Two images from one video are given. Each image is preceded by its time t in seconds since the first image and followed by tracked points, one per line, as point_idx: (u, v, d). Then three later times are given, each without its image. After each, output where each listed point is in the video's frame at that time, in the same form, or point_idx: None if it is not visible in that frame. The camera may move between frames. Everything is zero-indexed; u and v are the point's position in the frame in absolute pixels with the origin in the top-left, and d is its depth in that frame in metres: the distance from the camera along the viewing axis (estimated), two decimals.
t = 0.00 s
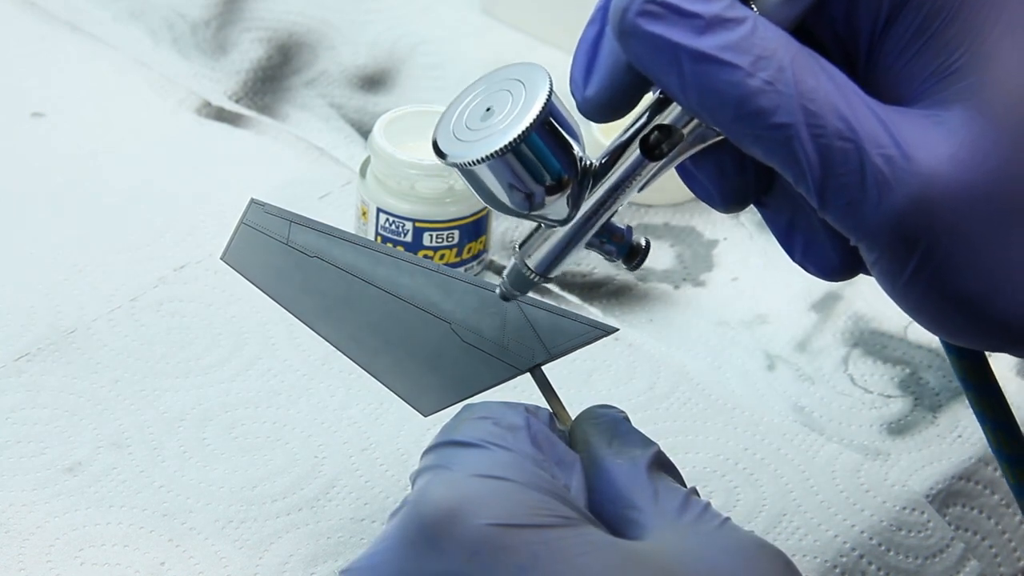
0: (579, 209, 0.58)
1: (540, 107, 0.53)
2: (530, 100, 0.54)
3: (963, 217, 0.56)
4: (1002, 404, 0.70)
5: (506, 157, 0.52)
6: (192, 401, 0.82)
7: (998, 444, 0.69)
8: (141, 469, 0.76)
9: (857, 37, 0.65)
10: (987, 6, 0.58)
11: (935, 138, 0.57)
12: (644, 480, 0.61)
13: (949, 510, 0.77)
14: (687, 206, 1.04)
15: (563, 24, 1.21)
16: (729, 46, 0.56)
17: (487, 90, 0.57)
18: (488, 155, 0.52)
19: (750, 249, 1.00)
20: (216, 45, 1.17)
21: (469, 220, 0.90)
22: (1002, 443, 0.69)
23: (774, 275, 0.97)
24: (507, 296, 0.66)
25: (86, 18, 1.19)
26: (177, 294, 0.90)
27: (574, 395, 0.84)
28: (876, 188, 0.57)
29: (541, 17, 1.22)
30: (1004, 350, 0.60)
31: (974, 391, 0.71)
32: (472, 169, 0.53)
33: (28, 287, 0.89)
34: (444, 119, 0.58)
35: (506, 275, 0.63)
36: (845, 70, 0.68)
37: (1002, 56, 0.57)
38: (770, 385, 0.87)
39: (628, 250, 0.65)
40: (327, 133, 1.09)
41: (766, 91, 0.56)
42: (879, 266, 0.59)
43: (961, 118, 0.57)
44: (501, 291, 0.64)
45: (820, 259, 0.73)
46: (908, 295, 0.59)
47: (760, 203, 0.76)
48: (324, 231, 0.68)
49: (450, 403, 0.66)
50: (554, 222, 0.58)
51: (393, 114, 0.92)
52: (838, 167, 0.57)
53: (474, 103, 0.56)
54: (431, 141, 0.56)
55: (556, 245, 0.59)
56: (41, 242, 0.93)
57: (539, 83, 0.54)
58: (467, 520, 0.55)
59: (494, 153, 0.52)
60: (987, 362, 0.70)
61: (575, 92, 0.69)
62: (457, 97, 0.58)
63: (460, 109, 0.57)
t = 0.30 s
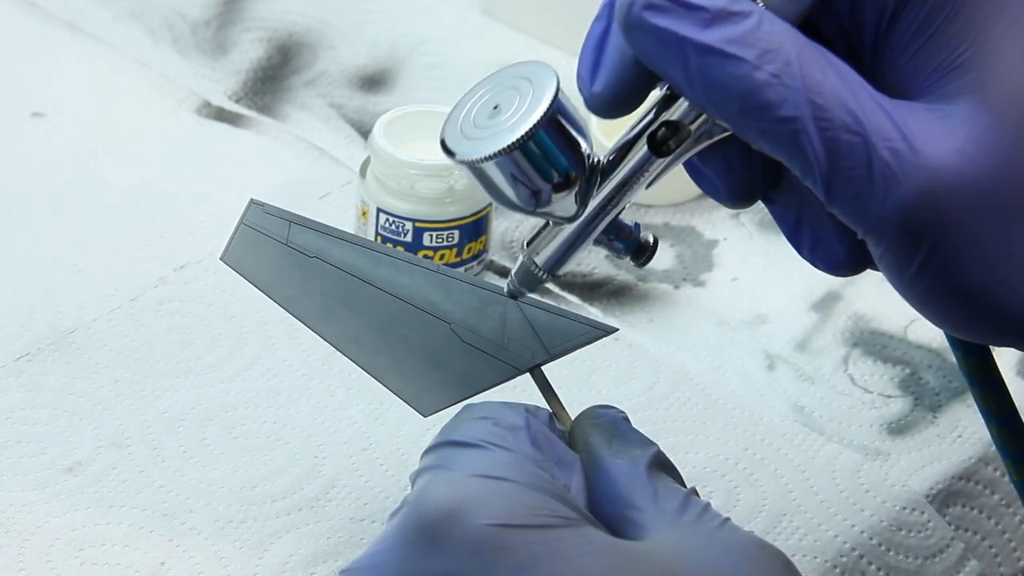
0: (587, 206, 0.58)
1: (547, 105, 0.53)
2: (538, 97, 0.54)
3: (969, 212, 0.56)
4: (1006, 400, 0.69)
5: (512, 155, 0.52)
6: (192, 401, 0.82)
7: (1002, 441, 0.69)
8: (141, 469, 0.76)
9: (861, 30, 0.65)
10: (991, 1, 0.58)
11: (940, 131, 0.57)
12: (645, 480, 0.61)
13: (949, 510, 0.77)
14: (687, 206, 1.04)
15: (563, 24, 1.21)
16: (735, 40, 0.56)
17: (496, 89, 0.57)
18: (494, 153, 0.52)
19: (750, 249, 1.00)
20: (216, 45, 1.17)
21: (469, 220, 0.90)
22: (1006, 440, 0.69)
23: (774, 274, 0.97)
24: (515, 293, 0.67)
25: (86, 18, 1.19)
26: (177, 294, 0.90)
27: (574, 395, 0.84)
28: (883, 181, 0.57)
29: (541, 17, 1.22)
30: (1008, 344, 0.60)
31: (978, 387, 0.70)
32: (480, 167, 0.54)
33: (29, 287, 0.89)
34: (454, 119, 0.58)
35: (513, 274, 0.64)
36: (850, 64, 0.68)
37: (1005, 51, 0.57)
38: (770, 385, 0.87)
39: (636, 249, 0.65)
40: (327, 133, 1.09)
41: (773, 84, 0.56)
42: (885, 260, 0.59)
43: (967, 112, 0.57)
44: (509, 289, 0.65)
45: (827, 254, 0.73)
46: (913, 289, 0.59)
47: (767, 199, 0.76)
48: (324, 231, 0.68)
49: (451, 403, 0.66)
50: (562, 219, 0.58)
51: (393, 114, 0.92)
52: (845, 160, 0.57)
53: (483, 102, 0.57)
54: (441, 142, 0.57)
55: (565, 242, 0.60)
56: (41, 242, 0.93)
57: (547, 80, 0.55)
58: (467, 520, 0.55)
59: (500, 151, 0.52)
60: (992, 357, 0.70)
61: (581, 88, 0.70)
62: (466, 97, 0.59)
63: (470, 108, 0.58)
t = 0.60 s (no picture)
0: (586, 190, 0.60)
1: (549, 88, 0.54)
2: (540, 80, 0.55)
3: (970, 203, 0.56)
4: (1004, 393, 0.70)
5: (514, 136, 0.54)
6: (192, 401, 0.82)
7: (999, 433, 0.70)
8: (141, 469, 0.76)
9: (866, 23, 0.65)
10: None
11: (943, 121, 0.57)
12: (645, 480, 0.61)
13: (949, 510, 0.77)
14: (687, 206, 1.04)
15: (564, 24, 1.21)
16: (740, 26, 0.56)
17: (498, 69, 0.58)
18: (497, 134, 0.54)
19: (750, 249, 1.00)
20: (216, 45, 1.17)
21: (469, 220, 0.90)
22: (1003, 433, 0.69)
23: (774, 274, 0.97)
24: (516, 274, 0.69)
25: (86, 18, 1.19)
26: (177, 295, 0.90)
27: (574, 395, 0.84)
28: (885, 170, 0.57)
29: (541, 17, 1.22)
30: (1006, 337, 0.60)
31: (977, 379, 0.70)
32: (481, 147, 0.55)
33: (29, 287, 0.89)
34: (456, 97, 0.59)
35: (513, 257, 0.66)
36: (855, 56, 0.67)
37: (1012, 42, 0.57)
38: (770, 385, 0.87)
39: (636, 233, 0.67)
40: (327, 133, 1.09)
41: (776, 72, 0.56)
42: (885, 251, 0.59)
43: (971, 103, 0.57)
44: (509, 272, 0.67)
45: (825, 244, 0.73)
46: (912, 281, 0.59)
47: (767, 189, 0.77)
48: (324, 230, 0.67)
49: (451, 403, 0.66)
50: (561, 202, 0.60)
51: (393, 114, 0.92)
52: (847, 149, 0.57)
53: (486, 82, 0.58)
54: (443, 121, 0.58)
55: (564, 226, 0.62)
56: (42, 242, 0.93)
57: (549, 64, 0.56)
58: (467, 520, 0.55)
59: (503, 132, 0.53)
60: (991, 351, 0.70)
61: (586, 73, 0.70)
62: (468, 76, 0.60)
63: (472, 88, 0.59)
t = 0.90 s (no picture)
0: (578, 195, 0.60)
1: (541, 93, 0.54)
2: (532, 84, 0.55)
3: (960, 206, 0.56)
4: (1000, 398, 0.69)
5: (506, 140, 0.54)
6: (192, 401, 0.82)
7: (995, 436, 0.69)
8: (141, 469, 0.76)
9: (858, 26, 0.65)
10: None
11: (934, 124, 0.58)
12: (645, 480, 0.61)
13: (949, 510, 0.77)
14: (687, 206, 1.04)
15: (564, 24, 1.21)
16: (731, 28, 0.56)
17: (490, 74, 0.58)
18: (489, 138, 0.53)
19: (750, 249, 1.00)
20: (216, 45, 1.17)
21: (469, 220, 0.90)
22: (998, 436, 0.69)
23: (774, 274, 0.97)
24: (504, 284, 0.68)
25: (86, 18, 1.19)
26: (177, 294, 0.90)
27: (574, 395, 0.84)
28: (877, 172, 0.57)
29: (541, 17, 1.22)
30: (997, 340, 0.60)
31: (971, 384, 0.70)
32: (472, 151, 0.55)
33: (29, 287, 0.89)
34: (447, 102, 0.59)
35: (504, 261, 0.66)
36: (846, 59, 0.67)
37: (1002, 43, 0.57)
38: (770, 385, 0.87)
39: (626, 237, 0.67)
40: (327, 133, 1.09)
41: (768, 73, 0.56)
42: (876, 253, 0.59)
43: (961, 105, 0.58)
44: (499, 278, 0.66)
45: (817, 248, 0.73)
46: (903, 283, 0.59)
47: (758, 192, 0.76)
48: (325, 229, 0.67)
49: (452, 403, 0.66)
50: (553, 207, 0.60)
51: (393, 114, 0.93)
52: (839, 151, 0.57)
53: (477, 87, 0.58)
54: (434, 125, 0.58)
55: (556, 232, 0.62)
56: (42, 242, 0.93)
57: (541, 68, 0.56)
58: (467, 520, 0.55)
59: (494, 135, 0.53)
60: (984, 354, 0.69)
61: (575, 76, 0.70)
62: (460, 81, 0.59)
63: (463, 93, 0.58)
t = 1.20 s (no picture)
0: (572, 178, 0.61)
1: (538, 74, 0.54)
2: (529, 65, 0.55)
3: (959, 200, 0.56)
4: (990, 394, 0.71)
5: (502, 121, 0.54)
6: (192, 401, 0.82)
7: (987, 433, 0.70)
8: (141, 469, 0.76)
9: (859, 16, 0.65)
10: None
11: (935, 116, 0.58)
12: (645, 480, 0.61)
13: (949, 510, 0.77)
14: (687, 206, 1.04)
15: (564, 24, 1.21)
16: (734, 16, 0.56)
17: (488, 55, 0.58)
18: (485, 118, 0.54)
19: (750, 249, 1.00)
20: (216, 45, 1.17)
21: (469, 220, 0.90)
22: (991, 432, 0.70)
23: (774, 273, 0.97)
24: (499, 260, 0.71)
25: (86, 18, 1.19)
26: (177, 295, 0.90)
27: (574, 395, 0.84)
28: (875, 164, 0.57)
29: (541, 17, 1.22)
30: (994, 336, 0.59)
31: (965, 381, 0.71)
32: (467, 130, 0.55)
33: (29, 287, 0.89)
34: (445, 82, 0.59)
35: (496, 241, 0.67)
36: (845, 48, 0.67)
37: (1005, 36, 0.57)
38: (770, 385, 0.87)
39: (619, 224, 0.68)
40: (327, 133, 1.09)
41: (769, 62, 0.56)
42: (873, 245, 0.59)
43: (963, 98, 0.57)
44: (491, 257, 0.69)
45: (810, 240, 0.73)
46: (900, 277, 0.59)
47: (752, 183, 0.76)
48: (325, 229, 0.67)
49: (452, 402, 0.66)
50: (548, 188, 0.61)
51: (393, 114, 0.93)
52: (838, 140, 0.57)
53: (475, 67, 0.58)
54: (432, 103, 0.58)
55: (549, 214, 0.64)
56: (42, 242, 0.93)
57: (539, 50, 0.56)
58: (467, 519, 0.55)
59: (490, 116, 0.54)
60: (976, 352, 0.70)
61: (575, 60, 0.71)
62: (458, 62, 0.60)
63: (461, 72, 0.59)
